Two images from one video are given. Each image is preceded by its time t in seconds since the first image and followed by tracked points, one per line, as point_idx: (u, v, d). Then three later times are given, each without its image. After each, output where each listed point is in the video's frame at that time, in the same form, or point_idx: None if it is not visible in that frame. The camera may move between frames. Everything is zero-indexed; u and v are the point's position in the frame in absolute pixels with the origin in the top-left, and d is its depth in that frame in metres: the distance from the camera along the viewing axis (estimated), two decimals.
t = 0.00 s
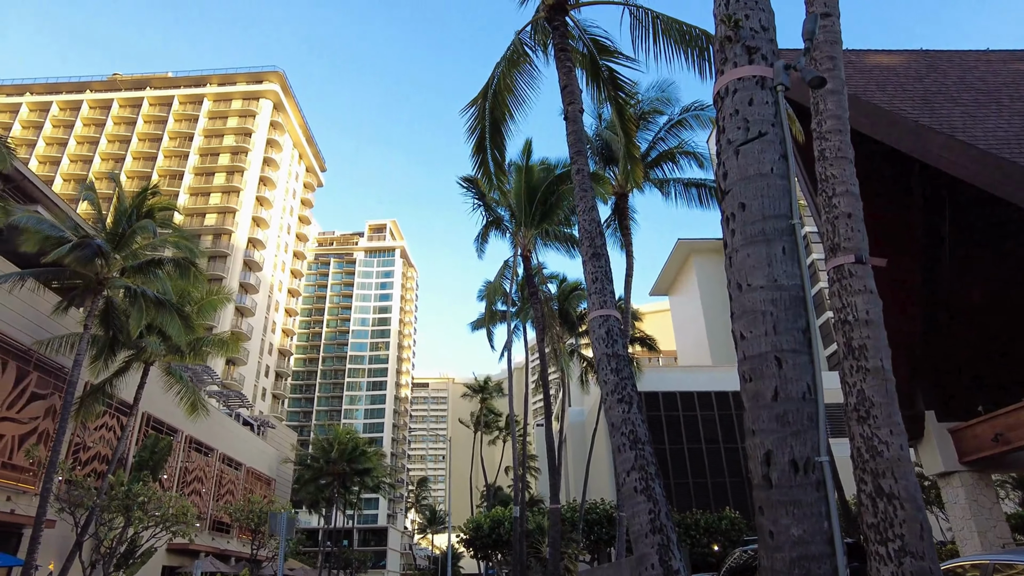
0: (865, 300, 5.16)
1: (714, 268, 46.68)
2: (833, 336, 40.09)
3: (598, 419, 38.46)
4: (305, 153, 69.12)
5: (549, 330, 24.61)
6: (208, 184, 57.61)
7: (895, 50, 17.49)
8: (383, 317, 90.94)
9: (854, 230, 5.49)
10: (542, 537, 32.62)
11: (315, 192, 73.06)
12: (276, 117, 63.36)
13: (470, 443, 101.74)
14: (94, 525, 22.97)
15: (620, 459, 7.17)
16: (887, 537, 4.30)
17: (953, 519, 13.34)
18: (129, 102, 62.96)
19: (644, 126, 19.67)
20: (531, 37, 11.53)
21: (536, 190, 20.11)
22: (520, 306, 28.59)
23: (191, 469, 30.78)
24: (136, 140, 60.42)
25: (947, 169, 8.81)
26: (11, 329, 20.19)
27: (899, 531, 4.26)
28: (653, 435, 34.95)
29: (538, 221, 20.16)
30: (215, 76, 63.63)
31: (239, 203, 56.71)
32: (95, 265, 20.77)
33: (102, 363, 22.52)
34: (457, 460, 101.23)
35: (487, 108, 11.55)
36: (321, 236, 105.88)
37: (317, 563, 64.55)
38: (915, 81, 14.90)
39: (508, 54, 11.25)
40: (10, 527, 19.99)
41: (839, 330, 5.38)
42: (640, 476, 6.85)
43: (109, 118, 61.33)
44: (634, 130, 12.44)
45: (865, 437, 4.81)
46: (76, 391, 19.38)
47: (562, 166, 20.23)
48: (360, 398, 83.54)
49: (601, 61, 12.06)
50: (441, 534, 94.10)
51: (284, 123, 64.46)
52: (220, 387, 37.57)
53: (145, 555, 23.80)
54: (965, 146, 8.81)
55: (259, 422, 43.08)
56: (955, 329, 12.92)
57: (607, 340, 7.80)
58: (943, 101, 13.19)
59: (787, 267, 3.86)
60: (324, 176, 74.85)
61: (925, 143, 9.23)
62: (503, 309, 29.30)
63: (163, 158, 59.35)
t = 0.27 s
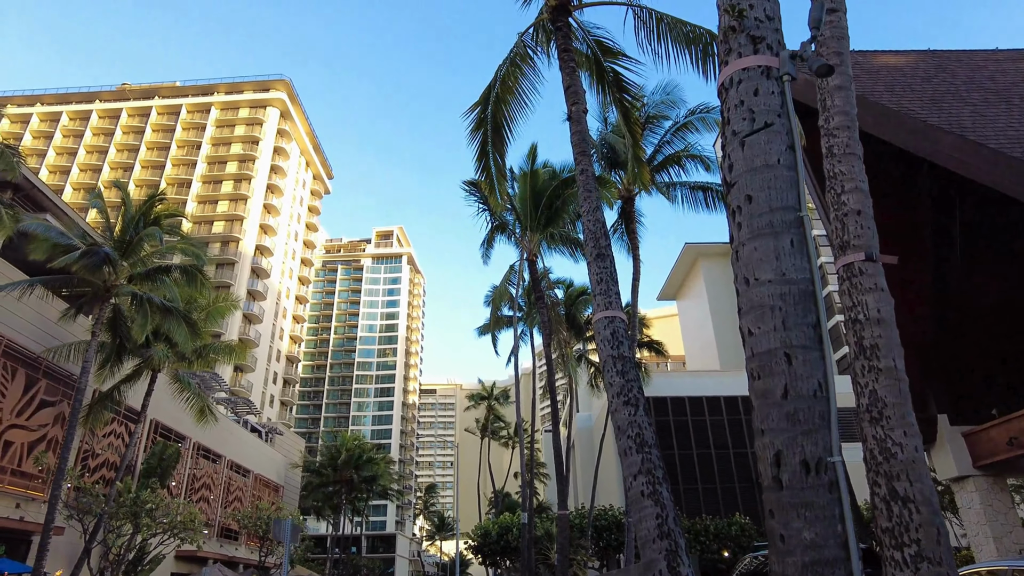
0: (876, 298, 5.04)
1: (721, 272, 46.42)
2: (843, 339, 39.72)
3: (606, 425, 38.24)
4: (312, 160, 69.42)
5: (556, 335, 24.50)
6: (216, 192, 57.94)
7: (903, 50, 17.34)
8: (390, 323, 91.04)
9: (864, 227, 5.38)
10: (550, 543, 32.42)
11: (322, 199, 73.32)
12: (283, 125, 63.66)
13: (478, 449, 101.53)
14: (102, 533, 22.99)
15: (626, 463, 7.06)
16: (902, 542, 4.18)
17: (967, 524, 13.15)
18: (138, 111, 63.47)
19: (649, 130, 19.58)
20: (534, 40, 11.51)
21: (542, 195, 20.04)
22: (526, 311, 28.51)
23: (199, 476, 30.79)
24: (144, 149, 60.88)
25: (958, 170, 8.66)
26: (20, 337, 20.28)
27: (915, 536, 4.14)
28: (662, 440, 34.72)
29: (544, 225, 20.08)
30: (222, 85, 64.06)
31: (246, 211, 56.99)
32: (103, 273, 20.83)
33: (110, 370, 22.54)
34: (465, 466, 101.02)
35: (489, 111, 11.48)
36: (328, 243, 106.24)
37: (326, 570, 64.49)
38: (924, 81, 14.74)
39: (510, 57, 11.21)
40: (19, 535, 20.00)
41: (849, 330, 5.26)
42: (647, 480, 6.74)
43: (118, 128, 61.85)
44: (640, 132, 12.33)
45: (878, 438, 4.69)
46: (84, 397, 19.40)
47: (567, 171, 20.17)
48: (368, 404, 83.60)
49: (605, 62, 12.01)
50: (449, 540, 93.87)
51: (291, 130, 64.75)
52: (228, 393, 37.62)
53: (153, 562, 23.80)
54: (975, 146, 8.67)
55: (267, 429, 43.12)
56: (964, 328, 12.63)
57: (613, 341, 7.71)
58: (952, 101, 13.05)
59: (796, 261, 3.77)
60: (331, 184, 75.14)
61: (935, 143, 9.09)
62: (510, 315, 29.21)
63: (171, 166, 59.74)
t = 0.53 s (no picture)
0: (893, 292, 4.94)
1: (733, 272, 46.08)
2: (857, 339, 39.27)
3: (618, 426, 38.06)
4: (323, 164, 69.75)
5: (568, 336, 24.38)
6: (228, 196, 58.37)
7: (916, 45, 17.09)
8: (402, 326, 91.22)
9: (878, 221, 5.27)
10: (563, 545, 32.29)
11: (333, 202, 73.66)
12: (294, 129, 63.99)
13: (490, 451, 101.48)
14: (117, 534, 23.14)
15: (637, 462, 6.99)
16: (922, 542, 4.07)
17: (987, 525, 12.93)
18: (151, 117, 64.10)
19: (659, 129, 19.44)
20: (541, 39, 11.45)
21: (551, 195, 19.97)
22: (537, 313, 28.42)
23: (213, 478, 30.96)
24: (157, 154, 61.47)
25: (974, 166, 8.47)
26: (35, 340, 20.46)
27: (936, 536, 4.03)
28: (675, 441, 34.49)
29: (554, 226, 20.00)
30: (233, 90, 64.51)
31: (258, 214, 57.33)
32: (116, 276, 20.93)
33: (122, 373, 22.65)
34: (477, 468, 100.98)
35: (495, 112, 11.42)
36: (339, 246, 106.70)
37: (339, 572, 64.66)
38: (938, 76, 14.50)
39: (516, 57, 11.16)
40: (35, 537, 20.16)
41: (864, 325, 5.15)
42: (659, 480, 6.67)
43: (131, 133, 62.48)
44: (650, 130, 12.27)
45: (895, 435, 4.59)
46: (99, 401, 19.52)
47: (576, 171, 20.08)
48: (379, 407, 83.78)
49: (614, 60, 11.92)
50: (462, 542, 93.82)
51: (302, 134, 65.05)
52: (241, 396, 37.81)
53: (167, 564, 23.90)
54: (992, 141, 8.48)
55: (279, 431, 43.29)
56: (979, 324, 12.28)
57: (624, 339, 7.65)
58: (967, 96, 12.84)
59: (810, 251, 3.71)
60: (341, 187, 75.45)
61: (950, 138, 8.90)
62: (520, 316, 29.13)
63: (183, 171, 60.23)
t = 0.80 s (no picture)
0: (910, 288, 4.86)
1: (747, 271, 45.70)
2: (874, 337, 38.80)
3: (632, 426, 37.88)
4: (335, 167, 70.12)
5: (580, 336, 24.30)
6: (241, 200, 58.84)
7: (930, 39, 16.84)
8: (414, 327, 91.48)
9: (895, 215, 5.19)
10: (577, 546, 32.18)
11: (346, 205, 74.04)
12: (306, 133, 64.37)
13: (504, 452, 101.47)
14: (134, 536, 23.37)
15: (651, 461, 6.94)
16: (943, 541, 3.99)
17: (1009, 526, 12.71)
18: (165, 122, 64.76)
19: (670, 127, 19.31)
20: (549, 38, 11.40)
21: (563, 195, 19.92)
22: (549, 313, 28.37)
23: (229, 480, 31.20)
24: (171, 159, 62.10)
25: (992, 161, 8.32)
26: (53, 343, 20.72)
27: (958, 535, 3.95)
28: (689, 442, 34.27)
29: (565, 225, 19.95)
30: (246, 94, 65.00)
31: (271, 218, 57.73)
32: (131, 280, 21.11)
33: (138, 376, 22.86)
34: (491, 469, 100.99)
35: (502, 112, 11.43)
36: (352, 248, 107.23)
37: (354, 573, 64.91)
38: (953, 69, 14.28)
39: (526, 56, 11.12)
40: (55, 538, 20.39)
41: (882, 320, 5.07)
42: (673, 478, 6.61)
43: (146, 138, 63.18)
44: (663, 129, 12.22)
45: (914, 433, 4.52)
46: (115, 403, 19.72)
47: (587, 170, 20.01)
48: (393, 408, 84.03)
49: (625, 57, 11.85)
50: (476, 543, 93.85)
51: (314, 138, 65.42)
52: (256, 398, 38.07)
53: (184, 565, 24.10)
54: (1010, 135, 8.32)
55: (294, 433, 43.50)
56: (994, 317, 12.00)
57: (637, 337, 7.60)
58: (984, 89, 12.63)
59: (825, 244, 3.66)
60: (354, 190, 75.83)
61: (966, 133, 8.74)
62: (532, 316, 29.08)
63: (197, 175, 60.78)
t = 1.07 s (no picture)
0: (929, 282, 4.78)
1: (762, 269, 45.31)
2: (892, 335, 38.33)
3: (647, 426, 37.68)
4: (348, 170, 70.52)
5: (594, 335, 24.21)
6: (256, 204, 59.35)
7: (947, 31, 16.59)
8: (428, 329, 91.73)
9: (912, 209, 5.12)
10: (593, 546, 32.06)
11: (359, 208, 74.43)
12: (319, 136, 64.77)
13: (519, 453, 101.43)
14: (154, 537, 23.62)
15: (667, 460, 6.90)
16: (967, 540, 3.92)
17: None
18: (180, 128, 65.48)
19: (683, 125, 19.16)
20: (559, 38, 11.40)
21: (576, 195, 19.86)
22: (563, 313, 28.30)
23: (246, 482, 31.47)
24: (187, 164, 62.79)
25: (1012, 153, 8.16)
26: (72, 347, 21.00)
27: (982, 534, 3.88)
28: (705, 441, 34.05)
29: (578, 225, 19.89)
30: (259, 99, 65.53)
31: (285, 221, 58.17)
32: (148, 284, 21.30)
33: (156, 379, 23.10)
34: (506, 470, 100.98)
35: (511, 112, 11.39)
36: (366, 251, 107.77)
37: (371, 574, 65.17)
38: (970, 62, 14.04)
39: (536, 56, 11.13)
40: (77, 539, 20.65)
41: (899, 316, 5.01)
42: (689, 478, 6.57)
43: (162, 144, 63.92)
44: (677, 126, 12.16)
45: (935, 429, 4.44)
46: (133, 406, 19.94)
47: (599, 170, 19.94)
48: (408, 410, 84.31)
49: (637, 54, 11.80)
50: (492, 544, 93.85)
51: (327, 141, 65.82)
52: (272, 401, 38.36)
53: (202, 566, 24.32)
54: None
55: (310, 435, 43.74)
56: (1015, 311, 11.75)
57: (651, 336, 7.57)
58: (1004, 81, 12.41)
59: (842, 239, 3.61)
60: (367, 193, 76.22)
61: (986, 125, 8.57)
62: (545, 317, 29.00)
63: (212, 180, 61.38)
